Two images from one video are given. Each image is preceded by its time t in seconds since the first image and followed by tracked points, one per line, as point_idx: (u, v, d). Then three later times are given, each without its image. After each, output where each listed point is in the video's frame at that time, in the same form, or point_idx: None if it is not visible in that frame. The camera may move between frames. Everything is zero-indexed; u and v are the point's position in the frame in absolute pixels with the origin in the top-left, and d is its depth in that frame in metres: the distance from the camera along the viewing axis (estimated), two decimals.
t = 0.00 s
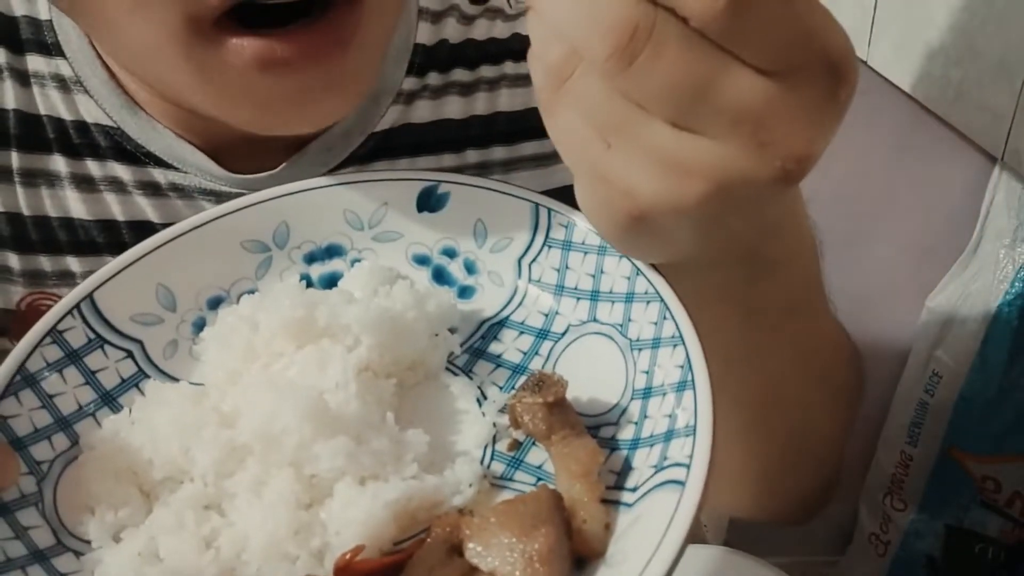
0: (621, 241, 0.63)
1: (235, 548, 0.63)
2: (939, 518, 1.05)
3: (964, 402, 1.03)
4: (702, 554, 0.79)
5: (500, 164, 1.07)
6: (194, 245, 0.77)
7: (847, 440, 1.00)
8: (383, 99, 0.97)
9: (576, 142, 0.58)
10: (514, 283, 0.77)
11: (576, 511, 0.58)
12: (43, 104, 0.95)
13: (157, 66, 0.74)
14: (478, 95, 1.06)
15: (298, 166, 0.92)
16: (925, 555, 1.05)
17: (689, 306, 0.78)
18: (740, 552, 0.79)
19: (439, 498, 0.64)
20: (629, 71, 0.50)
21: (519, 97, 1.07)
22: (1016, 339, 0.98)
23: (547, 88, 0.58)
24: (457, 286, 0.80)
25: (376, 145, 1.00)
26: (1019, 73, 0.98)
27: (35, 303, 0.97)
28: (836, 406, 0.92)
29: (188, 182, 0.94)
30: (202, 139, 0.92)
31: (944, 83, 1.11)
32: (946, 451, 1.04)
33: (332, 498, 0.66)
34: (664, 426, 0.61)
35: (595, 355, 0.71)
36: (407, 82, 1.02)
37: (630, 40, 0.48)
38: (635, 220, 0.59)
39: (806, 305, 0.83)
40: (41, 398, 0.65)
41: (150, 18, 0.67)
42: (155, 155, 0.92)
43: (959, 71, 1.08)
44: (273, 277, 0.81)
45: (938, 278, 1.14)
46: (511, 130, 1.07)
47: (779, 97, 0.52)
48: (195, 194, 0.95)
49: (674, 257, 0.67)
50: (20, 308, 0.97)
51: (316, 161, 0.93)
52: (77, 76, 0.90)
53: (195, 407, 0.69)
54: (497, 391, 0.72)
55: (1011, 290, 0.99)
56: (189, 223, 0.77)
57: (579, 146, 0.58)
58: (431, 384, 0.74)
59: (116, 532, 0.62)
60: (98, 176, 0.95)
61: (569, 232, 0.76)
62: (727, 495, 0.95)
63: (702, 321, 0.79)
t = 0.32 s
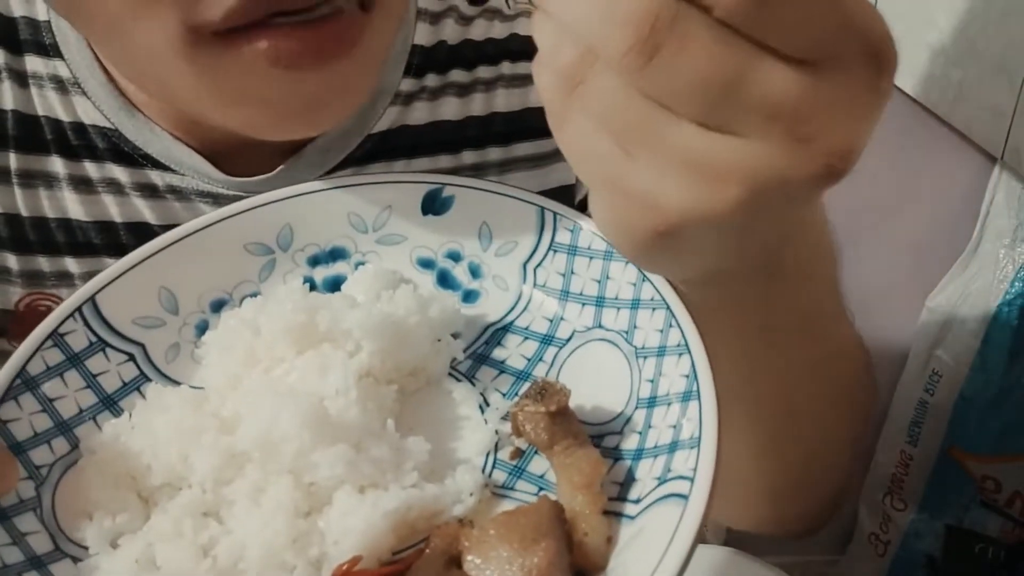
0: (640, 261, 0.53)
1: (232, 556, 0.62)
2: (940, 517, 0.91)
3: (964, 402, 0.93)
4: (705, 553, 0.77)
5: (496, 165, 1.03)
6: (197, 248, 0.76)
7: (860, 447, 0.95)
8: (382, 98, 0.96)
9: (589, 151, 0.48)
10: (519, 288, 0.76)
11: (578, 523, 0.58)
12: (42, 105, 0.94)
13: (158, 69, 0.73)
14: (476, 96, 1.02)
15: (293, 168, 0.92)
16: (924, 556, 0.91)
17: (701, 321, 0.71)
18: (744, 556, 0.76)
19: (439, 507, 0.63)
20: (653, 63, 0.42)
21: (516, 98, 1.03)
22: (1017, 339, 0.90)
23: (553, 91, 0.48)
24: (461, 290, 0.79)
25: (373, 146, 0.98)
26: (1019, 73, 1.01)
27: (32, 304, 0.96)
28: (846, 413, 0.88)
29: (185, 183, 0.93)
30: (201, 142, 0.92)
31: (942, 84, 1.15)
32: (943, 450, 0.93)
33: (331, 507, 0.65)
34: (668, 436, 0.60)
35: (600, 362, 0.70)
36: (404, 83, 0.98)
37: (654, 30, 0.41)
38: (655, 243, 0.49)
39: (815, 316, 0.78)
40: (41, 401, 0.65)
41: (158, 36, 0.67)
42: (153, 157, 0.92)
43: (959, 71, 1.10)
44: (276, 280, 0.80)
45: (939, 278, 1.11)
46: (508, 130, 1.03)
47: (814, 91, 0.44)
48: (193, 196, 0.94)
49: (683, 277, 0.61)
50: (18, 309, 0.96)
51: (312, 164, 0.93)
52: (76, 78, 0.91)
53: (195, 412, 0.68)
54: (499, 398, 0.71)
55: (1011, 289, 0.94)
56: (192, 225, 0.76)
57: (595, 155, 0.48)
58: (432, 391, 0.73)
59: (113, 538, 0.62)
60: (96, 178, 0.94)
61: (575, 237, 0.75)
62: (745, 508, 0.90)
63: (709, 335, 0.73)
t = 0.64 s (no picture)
0: (751, 273, 0.69)
1: (240, 556, 0.63)
2: (940, 517, 0.86)
3: (963, 403, 0.83)
4: (703, 551, 0.78)
5: (491, 163, 0.98)
6: (200, 251, 0.77)
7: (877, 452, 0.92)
8: (377, 97, 0.87)
9: (716, 143, 0.56)
10: (519, 291, 0.77)
11: (580, 521, 0.59)
12: (35, 104, 0.91)
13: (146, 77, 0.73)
14: (471, 94, 0.98)
15: (287, 169, 0.89)
16: (924, 555, 0.86)
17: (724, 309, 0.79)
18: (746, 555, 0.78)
19: (443, 507, 0.64)
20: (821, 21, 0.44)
21: (511, 95, 0.99)
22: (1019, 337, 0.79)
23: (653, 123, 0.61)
24: (462, 293, 0.80)
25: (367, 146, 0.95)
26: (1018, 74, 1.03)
27: (28, 304, 0.92)
28: (886, 421, 0.89)
29: (180, 183, 0.91)
30: (195, 142, 0.87)
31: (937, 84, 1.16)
32: (943, 450, 0.85)
33: (337, 507, 0.66)
34: (668, 437, 0.62)
35: (599, 364, 0.71)
36: (398, 82, 0.96)
37: None
38: (802, 214, 0.56)
39: (885, 322, 0.80)
40: (47, 404, 0.66)
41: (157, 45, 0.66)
42: (147, 156, 0.89)
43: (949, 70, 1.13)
44: (278, 283, 0.81)
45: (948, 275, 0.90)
46: (504, 129, 0.98)
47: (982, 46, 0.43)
48: (187, 195, 0.92)
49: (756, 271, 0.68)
50: (13, 308, 0.92)
51: (306, 164, 0.89)
52: (70, 77, 0.87)
53: (200, 414, 0.69)
54: (501, 400, 0.72)
55: (1011, 289, 0.80)
56: (196, 228, 0.77)
57: (726, 147, 0.56)
58: (433, 394, 0.75)
59: (123, 539, 0.63)
60: (90, 178, 0.91)
61: (573, 241, 0.76)
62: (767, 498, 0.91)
63: (755, 331, 0.77)
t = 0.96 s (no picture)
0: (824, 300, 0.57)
1: (241, 562, 0.63)
2: (940, 518, 0.93)
3: (964, 402, 0.90)
4: (702, 552, 0.78)
5: (495, 170, 0.98)
6: (200, 253, 0.77)
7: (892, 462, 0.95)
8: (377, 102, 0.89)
9: (818, 189, 0.46)
10: (519, 294, 0.77)
11: (581, 527, 0.59)
12: (32, 106, 0.90)
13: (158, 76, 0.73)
14: (472, 99, 0.98)
15: (288, 172, 0.88)
16: (924, 556, 0.93)
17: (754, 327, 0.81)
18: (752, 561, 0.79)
19: (443, 512, 0.64)
20: (926, 84, 0.39)
21: (514, 101, 0.98)
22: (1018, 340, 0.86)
23: (739, 169, 0.48)
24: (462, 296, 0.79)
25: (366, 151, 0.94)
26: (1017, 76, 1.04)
27: (24, 308, 0.92)
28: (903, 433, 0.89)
29: (177, 186, 0.89)
30: (192, 144, 0.87)
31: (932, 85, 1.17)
32: (943, 452, 0.92)
33: (337, 512, 0.66)
34: (669, 442, 0.62)
35: (599, 368, 0.71)
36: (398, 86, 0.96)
37: (935, 37, 0.37)
38: (898, 272, 0.47)
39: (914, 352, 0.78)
40: (46, 409, 0.66)
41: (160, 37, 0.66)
42: (144, 159, 0.88)
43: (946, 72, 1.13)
44: (278, 286, 0.80)
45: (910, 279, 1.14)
46: (505, 134, 0.98)
47: None
48: (184, 198, 0.90)
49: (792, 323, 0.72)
50: (11, 312, 0.92)
51: (307, 167, 0.89)
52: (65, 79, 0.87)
53: (200, 418, 0.69)
54: (501, 404, 0.72)
55: (1011, 289, 0.87)
56: (196, 231, 0.77)
57: (832, 197, 0.46)
58: (433, 397, 0.74)
59: (122, 545, 0.62)
60: (87, 180, 0.90)
61: (574, 244, 0.76)
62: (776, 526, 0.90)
63: (791, 354, 0.76)
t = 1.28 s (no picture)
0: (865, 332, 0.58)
1: None
2: (940, 518, 0.90)
3: (964, 403, 0.88)
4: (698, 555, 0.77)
5: (502, 182, 0.96)
6: (200, 268, 0.76)
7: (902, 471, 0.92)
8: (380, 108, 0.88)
9: (856, 235, 0.48)
10: (523, 318, 0.76)
11: (581, 567, 0.58)
12: (29, 114, 0.89)
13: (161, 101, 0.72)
14: (480, 109, 0.95)
15: (289, 183, 0.87)
16: (923, 555, 0.91)
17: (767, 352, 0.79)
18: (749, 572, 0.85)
19: (441, 548, 0.63)
20: (975, 143, 0.41)
21: (522, 112, 0.96)
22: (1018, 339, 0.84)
23: (774, 212, 0.50)
24: (465, 318, 0.77)
25: (371, 162, 0.92)
26: None
27: (20, 319, 0.91)
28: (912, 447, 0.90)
29: (177, 197, 0.88)
30: (195, 155, 0.87)
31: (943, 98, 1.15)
32: (943, 452, 0.89)
33: (333, 547, 0.66)
34: (673, 481, 0.61)
35: (602, 397, 0.70)
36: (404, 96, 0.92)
37: (988, 101, 0.39)
38: (937, 316, 0.49)
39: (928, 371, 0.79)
40: (41, 434, 0.65)
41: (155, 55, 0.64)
42: (144, 169, 0.87)
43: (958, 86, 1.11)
44: (278, 305, 0.78)
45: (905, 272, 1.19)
46: (513, 146, 0.96)
47: None
48: (184, 208, 0.89)
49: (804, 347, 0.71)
50: (6, 322, 0.90)
51: (310, 178, 0.88)
52: (62, 87, 0.86)
53: (197, 447, 0.68)
54: (503, 432, 0.70)
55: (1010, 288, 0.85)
56: (202, 245, 0.76)
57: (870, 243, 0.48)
58: (433, 424, 0.73)
59: None
60: (85, 191, 0.89)
61: (579, 268, 0.75)
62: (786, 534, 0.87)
63: (806, 380, 0.74)
